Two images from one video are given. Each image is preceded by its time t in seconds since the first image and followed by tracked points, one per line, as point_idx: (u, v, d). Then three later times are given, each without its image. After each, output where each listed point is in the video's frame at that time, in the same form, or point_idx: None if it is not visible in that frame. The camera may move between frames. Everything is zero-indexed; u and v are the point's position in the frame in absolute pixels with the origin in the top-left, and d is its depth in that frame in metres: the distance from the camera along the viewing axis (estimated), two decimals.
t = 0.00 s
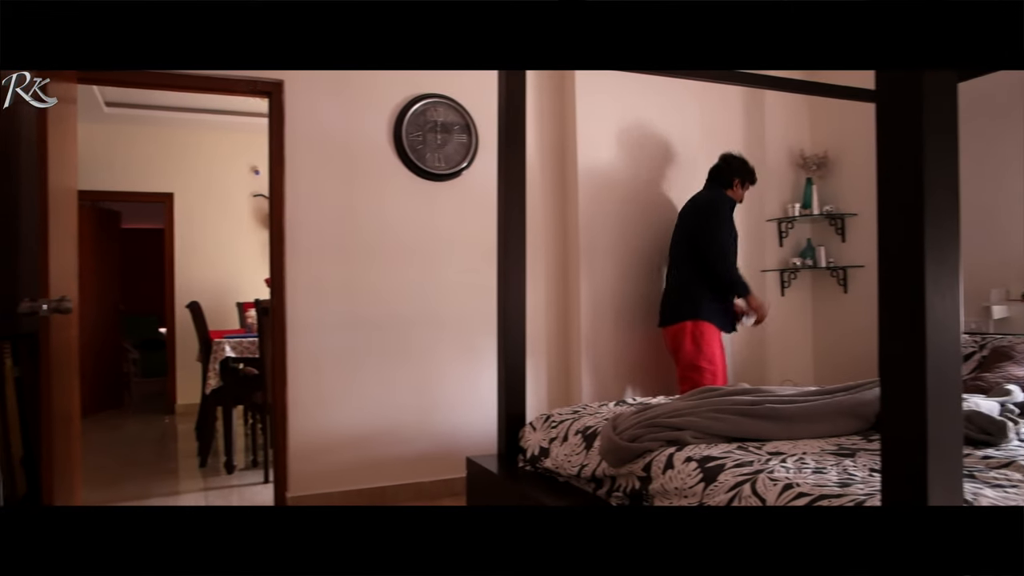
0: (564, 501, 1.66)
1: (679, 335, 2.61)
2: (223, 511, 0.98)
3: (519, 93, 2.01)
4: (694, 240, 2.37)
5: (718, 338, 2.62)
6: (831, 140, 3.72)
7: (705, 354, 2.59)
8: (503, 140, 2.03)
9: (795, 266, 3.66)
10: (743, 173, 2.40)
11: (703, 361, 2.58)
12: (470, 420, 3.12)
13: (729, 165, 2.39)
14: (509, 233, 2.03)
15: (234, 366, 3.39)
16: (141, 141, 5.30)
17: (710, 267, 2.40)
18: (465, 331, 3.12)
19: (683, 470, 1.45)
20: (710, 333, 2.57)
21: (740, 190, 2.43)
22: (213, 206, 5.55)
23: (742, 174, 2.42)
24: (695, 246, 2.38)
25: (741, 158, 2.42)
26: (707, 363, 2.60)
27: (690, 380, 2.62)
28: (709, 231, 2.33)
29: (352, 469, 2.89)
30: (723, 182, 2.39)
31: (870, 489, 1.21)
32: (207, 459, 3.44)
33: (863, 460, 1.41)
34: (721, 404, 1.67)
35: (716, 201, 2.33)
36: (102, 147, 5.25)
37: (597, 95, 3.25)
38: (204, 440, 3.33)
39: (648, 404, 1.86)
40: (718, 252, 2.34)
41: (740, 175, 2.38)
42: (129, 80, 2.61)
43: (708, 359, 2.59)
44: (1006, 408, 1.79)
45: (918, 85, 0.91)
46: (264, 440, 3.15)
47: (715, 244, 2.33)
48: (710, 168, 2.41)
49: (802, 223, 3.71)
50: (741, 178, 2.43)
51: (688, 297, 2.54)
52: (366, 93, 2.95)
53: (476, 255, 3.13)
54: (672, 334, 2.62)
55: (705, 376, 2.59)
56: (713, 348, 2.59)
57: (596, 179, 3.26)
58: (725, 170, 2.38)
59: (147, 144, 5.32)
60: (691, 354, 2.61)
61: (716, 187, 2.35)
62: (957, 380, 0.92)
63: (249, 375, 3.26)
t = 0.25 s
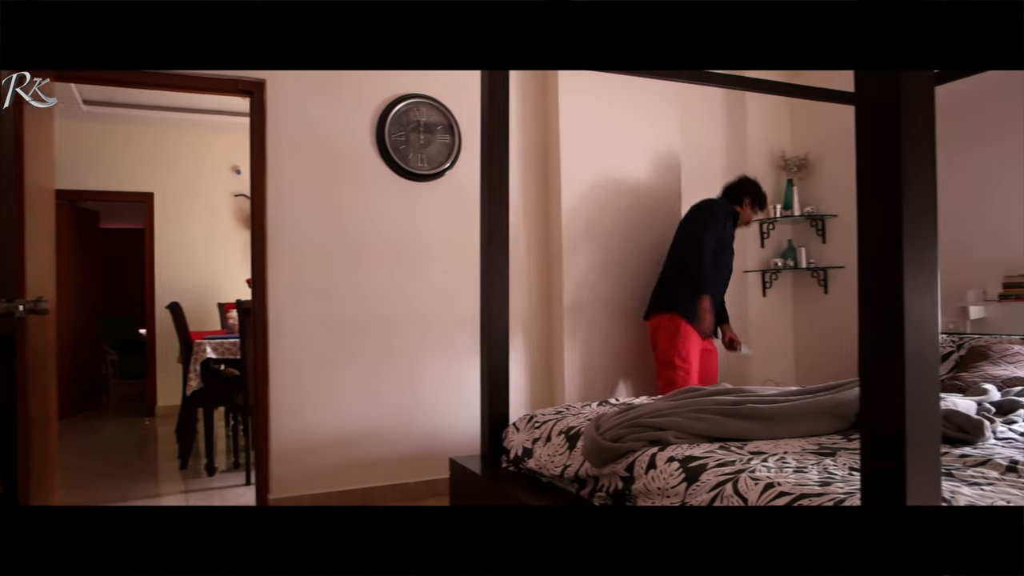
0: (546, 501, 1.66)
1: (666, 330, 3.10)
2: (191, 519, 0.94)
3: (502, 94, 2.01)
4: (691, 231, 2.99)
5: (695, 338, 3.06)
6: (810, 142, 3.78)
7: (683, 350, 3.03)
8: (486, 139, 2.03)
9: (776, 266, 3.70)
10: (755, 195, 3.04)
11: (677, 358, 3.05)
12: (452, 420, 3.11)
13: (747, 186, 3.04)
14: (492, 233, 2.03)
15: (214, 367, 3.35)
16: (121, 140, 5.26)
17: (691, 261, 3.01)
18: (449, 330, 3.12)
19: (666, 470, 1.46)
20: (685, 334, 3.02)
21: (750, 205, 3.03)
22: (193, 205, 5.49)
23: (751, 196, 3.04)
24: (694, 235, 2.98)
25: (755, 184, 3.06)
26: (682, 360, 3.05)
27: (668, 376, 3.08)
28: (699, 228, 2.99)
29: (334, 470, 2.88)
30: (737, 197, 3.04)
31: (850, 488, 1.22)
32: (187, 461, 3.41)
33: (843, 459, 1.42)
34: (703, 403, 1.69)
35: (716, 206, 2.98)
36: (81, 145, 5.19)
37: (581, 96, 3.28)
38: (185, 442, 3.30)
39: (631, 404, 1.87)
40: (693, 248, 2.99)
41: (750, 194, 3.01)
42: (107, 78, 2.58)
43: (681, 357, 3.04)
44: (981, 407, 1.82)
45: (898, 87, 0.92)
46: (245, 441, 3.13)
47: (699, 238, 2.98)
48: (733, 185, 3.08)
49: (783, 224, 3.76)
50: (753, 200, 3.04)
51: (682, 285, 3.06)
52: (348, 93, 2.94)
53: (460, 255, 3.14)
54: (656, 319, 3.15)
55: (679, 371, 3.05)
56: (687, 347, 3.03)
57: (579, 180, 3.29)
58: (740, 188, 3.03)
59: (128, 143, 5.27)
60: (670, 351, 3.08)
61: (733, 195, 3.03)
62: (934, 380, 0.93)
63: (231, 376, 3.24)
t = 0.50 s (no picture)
0: (531, 501, 1.66)
1: (655, 324, 3.20)
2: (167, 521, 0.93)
3: (489, 96, 2.01)
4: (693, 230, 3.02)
5: (682, 336, 3.16)
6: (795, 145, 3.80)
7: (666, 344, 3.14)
8: (471, 141, 2.03)
9: (760, 268, 3.75)
10: (768, 228, 3.04)
11: (661, 350, 3.17)
12: (438, 422, 3.11)
13: (757, 217, 3.05)
14: (477, 237, 2.03)
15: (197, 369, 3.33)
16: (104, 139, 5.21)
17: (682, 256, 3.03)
18: (435, 331, 3.12)
19: (650, 470, 1.46)
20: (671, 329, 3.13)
21: (759, 231, 3.04)
22: (176, 205, 5.45)
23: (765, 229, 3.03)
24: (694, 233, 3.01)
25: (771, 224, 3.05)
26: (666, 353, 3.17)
27: (652, 366, 3.22)
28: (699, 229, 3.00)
29: (319, 471, 2.87)
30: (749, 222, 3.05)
31: (833, 486, 1.23)
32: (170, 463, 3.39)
33: (826, 458, 1.43)
34: (687, 404, 1.70)
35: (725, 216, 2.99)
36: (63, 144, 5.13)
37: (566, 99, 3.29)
38: (167, 444, 3.28)
39: (617, 404, 1.87)
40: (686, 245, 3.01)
41: (761, 224, 3.02)
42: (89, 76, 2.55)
43: (666, 350, 3.16)
44: (961, 406, 1.84)
45: (880, 89, 0.92)
46: (229, 443, 3.12)
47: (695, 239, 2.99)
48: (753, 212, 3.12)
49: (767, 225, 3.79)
50: (765, 232, 3.05)
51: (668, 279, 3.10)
52: (334, 93, 2.93)
53: (445, 256, 3.14)
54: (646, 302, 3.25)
55: (660, 363, 3.18)
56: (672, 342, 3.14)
57: (564, 182, 3.30)
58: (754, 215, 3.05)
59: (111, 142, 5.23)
60: (656, 343, 3.20)
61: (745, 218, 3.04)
62: (916, 380, 0.94)
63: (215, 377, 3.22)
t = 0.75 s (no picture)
0: (513, 501, 1.66)
1: (645, 320, 3.23)
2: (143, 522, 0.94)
3: (471, 96, 2.01)
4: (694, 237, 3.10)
5: (670, 333, 3.23)
6: (776, 147, 3.83)
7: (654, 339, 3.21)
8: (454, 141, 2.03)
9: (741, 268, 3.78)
10: (760, 247, 3.27)
11: (649, 344, 3.21)
12: (420, 422, 3.10)
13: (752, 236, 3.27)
14: (460, 238, 2.03)
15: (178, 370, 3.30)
16: (83, 138, 5.15)
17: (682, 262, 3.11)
18: (419, 331, 3.11)
19: (633, 469, 1.47)
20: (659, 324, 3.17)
21: (751, 248, 3.25)
22: (156, 205, 5.39)
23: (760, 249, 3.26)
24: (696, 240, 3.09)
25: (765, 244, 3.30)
26: (653, 348, 3.21)
27: (638, 359, 3.25)
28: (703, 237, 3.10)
29: (301, 471, 2.85)
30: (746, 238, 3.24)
31: (813, 485, 1.24)
32: (150, 465, 3.36)
33: (806, 457, 1.44)
34: (669, 404, 1.71)
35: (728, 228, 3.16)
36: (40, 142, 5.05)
37: (548, 101, 3.30)
38: (147, 445, 3.25)
39: (600, 404, 1.88)
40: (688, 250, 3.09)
41: (755, 242, 3.24)
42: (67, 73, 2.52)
43: (653, 344, 3.20)
44: (939, 405, 1.86)
45: (858, 91, 0.93)
46: (210, 444, 3.09)
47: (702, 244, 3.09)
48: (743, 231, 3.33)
49: (749, 226, 3.82)
50: (756, 250, 3.28)
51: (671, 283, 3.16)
52: (316, 92, 2.91)
53: (428, 255, 3.13)
54: (637, 302, 3.25)
55: (647, 357, 3.22)
56: (660, 337, 3.20)
57: (547, 183, 3.30)
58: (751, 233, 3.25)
59: (90, 140, 5.17)
60: (643, 337, 3.23)
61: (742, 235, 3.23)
62: (893, 380, 0.95)
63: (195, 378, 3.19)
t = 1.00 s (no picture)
0: (501, 501, 1.66)
1: (637, 318, 3.25)
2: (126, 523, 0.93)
3: (459, 97, 2.01)
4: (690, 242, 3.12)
5: (661, 331, 3.25)
6: (762, 148, 3.86)
7: (645, 337, 3.22)
8: (441, 142, 2.03)
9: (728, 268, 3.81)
10: (750, 252, 3.26)
11: (639, 341, 3.22)
12: (409, 422, 3.10)
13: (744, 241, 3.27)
14: (448, 239, 2.03)
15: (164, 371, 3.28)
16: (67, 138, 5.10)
17: (679, 266, 3.15)
18: (407, 332, 3.11)
19: (621, 470, 1.47)
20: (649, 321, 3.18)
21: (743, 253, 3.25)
22: (141, 205, 5.35)
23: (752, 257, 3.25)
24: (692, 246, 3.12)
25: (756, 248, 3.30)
26: (643, 345, 3.22)
27: (629, 357, 3.27)
28: (700, 241, 3.13)
29: (288, 472, 2.84)
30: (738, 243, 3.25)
31: (799, 485, 1.25)
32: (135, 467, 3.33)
33: (793, 456, 1.45)
34: (657, 404, 1.71)
35: (724, 232, 3.18)
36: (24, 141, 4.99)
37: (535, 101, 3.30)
38: (132, 447, 3.23)
39: (587, 404, 1.89)
40: (685, 255, 3.13)
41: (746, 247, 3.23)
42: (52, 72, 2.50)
43: (644, 342, 3.22)
44: (923, 405, 1.88)
45: (843, 93, 0.94)
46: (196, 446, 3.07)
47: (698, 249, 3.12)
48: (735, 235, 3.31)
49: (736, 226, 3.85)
50: (747, 255, 3.27)
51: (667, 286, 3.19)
52: (302, 91, 2.90)
53: (416, 255, 3.12)
54: (632, 303, 3.26)
55: (637, 354, 3.23)
56: (650, 334, 3.21)
57: (536, 183, 3.30)
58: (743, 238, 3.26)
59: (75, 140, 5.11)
60: (634, 335, 3.25)
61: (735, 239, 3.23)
62: (878, 380, 0.95)
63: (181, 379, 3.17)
